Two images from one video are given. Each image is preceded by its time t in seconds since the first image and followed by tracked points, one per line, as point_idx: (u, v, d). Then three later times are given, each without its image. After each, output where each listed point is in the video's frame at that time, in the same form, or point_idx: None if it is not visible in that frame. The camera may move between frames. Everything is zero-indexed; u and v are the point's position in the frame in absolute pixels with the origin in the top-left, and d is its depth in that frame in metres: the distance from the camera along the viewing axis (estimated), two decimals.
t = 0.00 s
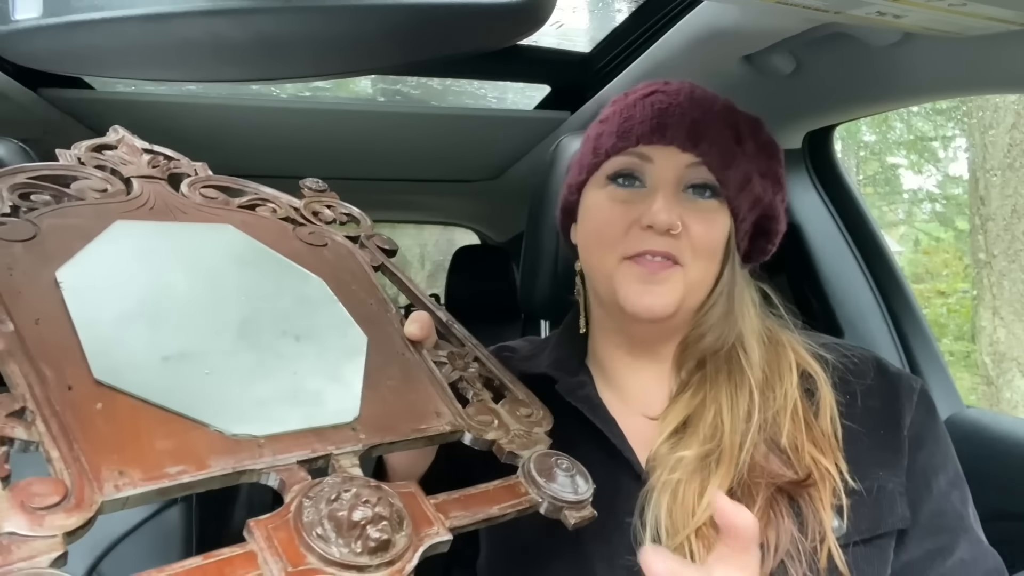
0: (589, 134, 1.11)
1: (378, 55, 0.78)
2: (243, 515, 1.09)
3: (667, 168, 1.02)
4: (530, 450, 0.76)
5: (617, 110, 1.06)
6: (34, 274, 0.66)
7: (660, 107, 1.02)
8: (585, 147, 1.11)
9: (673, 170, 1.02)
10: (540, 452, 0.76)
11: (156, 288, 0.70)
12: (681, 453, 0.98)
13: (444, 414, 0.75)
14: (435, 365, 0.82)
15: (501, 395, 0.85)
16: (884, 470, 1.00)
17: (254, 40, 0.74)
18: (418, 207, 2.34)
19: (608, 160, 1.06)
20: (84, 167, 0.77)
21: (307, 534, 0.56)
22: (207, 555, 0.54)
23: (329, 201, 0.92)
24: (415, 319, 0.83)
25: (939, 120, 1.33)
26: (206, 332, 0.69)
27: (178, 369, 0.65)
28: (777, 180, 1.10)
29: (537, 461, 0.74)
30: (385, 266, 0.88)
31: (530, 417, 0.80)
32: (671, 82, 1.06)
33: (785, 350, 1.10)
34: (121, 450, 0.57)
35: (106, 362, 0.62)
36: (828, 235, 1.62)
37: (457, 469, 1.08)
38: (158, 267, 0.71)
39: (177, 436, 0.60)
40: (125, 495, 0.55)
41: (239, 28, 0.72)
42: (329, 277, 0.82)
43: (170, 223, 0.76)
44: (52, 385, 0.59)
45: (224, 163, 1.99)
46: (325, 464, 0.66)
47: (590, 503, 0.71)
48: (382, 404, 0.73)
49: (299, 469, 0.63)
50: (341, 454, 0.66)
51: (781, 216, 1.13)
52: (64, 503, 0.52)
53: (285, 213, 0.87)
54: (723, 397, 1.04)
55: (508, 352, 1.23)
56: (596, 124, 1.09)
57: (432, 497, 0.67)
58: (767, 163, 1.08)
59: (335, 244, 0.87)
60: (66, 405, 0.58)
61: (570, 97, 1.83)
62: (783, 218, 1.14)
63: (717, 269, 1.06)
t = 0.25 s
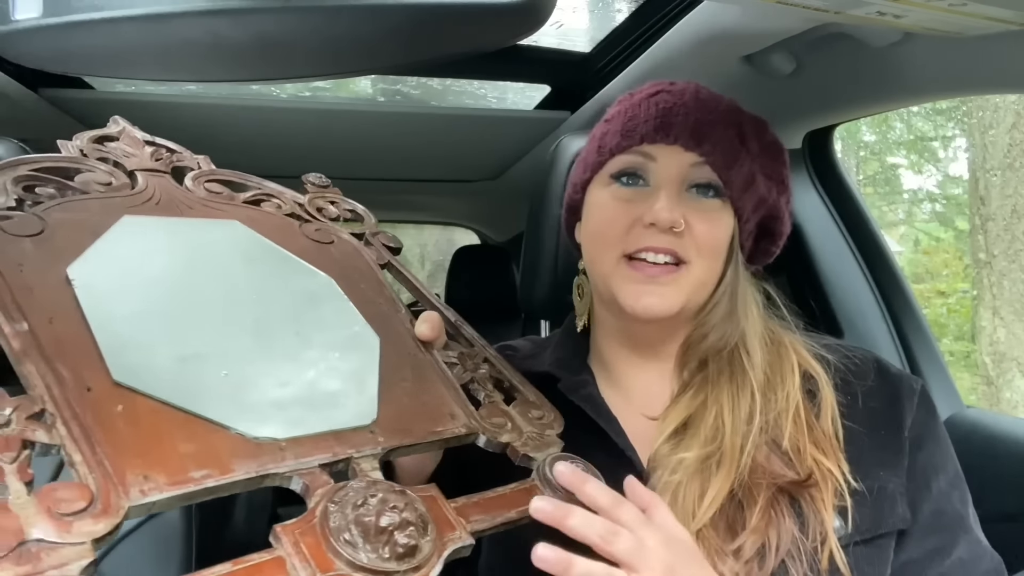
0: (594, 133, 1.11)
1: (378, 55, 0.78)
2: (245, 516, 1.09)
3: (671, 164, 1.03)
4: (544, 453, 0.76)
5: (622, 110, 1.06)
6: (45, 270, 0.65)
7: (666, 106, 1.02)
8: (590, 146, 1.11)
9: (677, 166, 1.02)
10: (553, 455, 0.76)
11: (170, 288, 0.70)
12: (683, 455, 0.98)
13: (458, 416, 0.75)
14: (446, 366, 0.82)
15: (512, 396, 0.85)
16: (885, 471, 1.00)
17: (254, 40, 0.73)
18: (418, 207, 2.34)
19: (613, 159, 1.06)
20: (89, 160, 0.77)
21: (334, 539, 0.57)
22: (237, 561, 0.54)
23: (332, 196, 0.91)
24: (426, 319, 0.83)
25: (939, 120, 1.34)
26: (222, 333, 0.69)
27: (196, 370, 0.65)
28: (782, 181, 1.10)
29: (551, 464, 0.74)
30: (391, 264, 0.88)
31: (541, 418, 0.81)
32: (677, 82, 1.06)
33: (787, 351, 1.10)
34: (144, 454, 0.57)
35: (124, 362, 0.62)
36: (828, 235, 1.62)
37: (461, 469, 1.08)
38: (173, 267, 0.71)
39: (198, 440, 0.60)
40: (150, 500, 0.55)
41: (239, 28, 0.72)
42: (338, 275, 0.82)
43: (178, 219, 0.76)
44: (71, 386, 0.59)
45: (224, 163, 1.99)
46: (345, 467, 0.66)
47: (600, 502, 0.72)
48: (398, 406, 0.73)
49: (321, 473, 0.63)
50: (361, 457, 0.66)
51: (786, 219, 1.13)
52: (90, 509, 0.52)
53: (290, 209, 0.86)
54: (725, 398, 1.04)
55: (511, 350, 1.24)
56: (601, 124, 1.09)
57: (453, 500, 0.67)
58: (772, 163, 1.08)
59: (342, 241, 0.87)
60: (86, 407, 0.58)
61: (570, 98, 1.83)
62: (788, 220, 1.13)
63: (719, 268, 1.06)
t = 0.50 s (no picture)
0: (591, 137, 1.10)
1: (379, 55, 0.78)
2: (245, 515, 1.09)
3: (671, 176, 1.02)
4: (551, 446, 0.77)
5: (619, 115, 1.05)
6: (53, 267, 0.65)
7: (665, 111, 1.01)
8: (587, 151, 1.11)
9: (677, 178, 1.02)
10: (561, 447, 0.77)
11: (181, 286, 0.70)
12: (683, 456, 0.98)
13: (466, 411, 0.76)
14: (450, 363, 0.83)
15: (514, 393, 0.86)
16: (886, 470, 1.00)
17: (254, 40, 0.73)
18: (418, 207, 2.35)
19: (612, 168, 1.06)
20: (83, 156, 0.77)
21: (362, 531, 0.56)
22: (268, 554, 0.53)
23: (325, 195, 0.92)
24: (427, 317, 0.84)
25: (939, 120, 1.33)
26: (234, 329, 0.69)
27: (209, 366, 0.65)
28: (781, 180, 1.10)
29: (560, 456, 0.74)
30: (389, 261, 0.89)
31: (545, 412, 0.81)
32: (673, 85, 1.06)
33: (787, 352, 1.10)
34: (167, 447, 0.57)
35: (138, 359, 0.62)
36: (828, 236, 1.62)
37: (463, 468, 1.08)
38: (185, 266, 0.71)
39: (220, 434, 0.60)
40: (179, 493, 0.54)
41: (239, 28, 0.72)
42: (340, 272, 0.82)
43: (179, 216, 0.76)
44: (89, 381, 0.58)
45: (224, 163, 1.99)
46: (363, 461, 0.66)
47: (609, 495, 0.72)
48: (408, 401, 0.73)
49: (341, 466, 0.63)
50: (378, 450, 0.66)
51: (785, 216, 1.13)
52: (119, 503, 0.51)
53: (286, 207, 0.86)
54: (727, 399, 1.04)
55: (512, 350, 1.24)
56: (596, 128, 1.09)
57: (469, 493, 0.67)
58: (771, 163, 1.07)
59: (339, 239, 0.87)
60: (106, 402, 0.58)
61: (570, 98, 1.83)
62: (787, 218, 1.13)
63: (722, 275, 1.06)
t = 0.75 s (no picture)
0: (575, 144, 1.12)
1: (379, 55, 0.78)
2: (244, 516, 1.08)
3: (648, 178, 1.02)
4: (545, 434, 0.77)
5: (598, 122, 1.07)
6: (57, 250, 0.65)
7: (637, 116, 1.02)
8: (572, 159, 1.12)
9: (654, 180, 1.02)
10: (554, 436, 0.77)
11: (183, 271, 0.70)
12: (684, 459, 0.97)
13: (460, 399, 0.76)
14: (446, 354, 0.82)
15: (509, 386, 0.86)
16: (889, 469, 1.00)
17: (254, 40, 0.73)
18: (418, 207, 2.34)
19: (591, 174, 1.07)
20: (87, 151, 0.77)
21: (357, 503, 0.57)
22: (264, 521, 0.55)
23: (324, 196, 0.92)
24: (423, 309, 0.84)
25: (939, 120, 1.33)
26: (234, 313, 0.69)
27: (210, 348, 0.65)
28: (774, 172, 1.08)
29: (554, 445, 0.75)
30: (386, 260, 0.89)
31: (540, 404, 0.82)
32: (651, 85, 1.06)
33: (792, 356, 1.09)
34: (166, 420, 0.58)
35: (141, 337, 0.62)
36: (829, 236, 1.62)
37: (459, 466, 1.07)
38: (186, 252, 0.71)
39: (218, 409, 0.61)
40: (177, 463, 0.55)
41: (239, 28, 0.72)
42: (337, 267, 0.83)
43: (181, 209, 0.76)
44: (90, 356, 0.58)
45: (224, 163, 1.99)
46: (359, 442, 0.66)
47: (604, 484, 0.73)
48: (404, 387, 0.73)
49: (337, 445, 0.64)
50: (373, 432, 0.67)
51: (783, 207, 1.11)
52: (118, 470, 0.53)
53: (286, 205, 0.87)
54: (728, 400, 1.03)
55: (513, 350, 1.24)
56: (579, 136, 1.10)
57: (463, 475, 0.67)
58: (760, 155, 1.06)
59: (337, 237, 0.87)
60: (107, 377, 0.58)
61: (570, 98, 1.83)
62: (786, 208, 1.12)
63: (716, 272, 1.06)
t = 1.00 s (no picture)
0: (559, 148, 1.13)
1: (379, 55, 0.78)
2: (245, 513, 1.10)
3: (624, 173, 1.02)
4: (529, 430, 0.77)
5: (578, 124, 1.08)
6: (43, 258, 0.65)
7: (614, 114, 1.02)
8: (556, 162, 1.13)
9: (631, 174, 1.02)
10: (538, 430, 0.77)
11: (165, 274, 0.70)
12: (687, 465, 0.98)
13: (444, 395, 0.76)
14: (434, 353, 0.82)
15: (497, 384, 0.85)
16: (892, 470, 1.00)
17: (254, 40, 0.73)
18: (418, 207, 2.35)
19: (571, 175, 1.08)
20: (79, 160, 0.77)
21: (326, 498, 0.57)
22: (231, 516, 0.55)
23: (320, 199, 0.92)
24: (411, 307, 0.84)
25: (939, 120, 1.33)
26: (215, 314, 0.69)
27: (190, 348, 0.65)
28: (755, 167, 1.08)
29: (538, 440, 0.75)
30: (378, 260, 0.89)
31: (526, 400, 0.81)
32: (630, 86, 1.06)
33: (789, 355, 1.10)
34: (138, 419, 0.58)
35: (118, 339, 0.62)
36: (828, 236, 1.62)
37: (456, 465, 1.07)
38: (169, 254, 0.72)
39: (193, 409, 0.61)
40: (146, 460, 0.55)
41: (239, 28, 0.72)
42: (326, 267, 0.82)
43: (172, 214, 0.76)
44: (67, 358, 0.59)
45: (224, 163, 1.98)
46: (336, 439, 0.66)
47: (589, 479, 0.73)
48: (385, 384, 0.73)
49: (311, 441, 0.64)
50: (350, 429, 0.67)
51: (769, 204, 1.11)
52: (87, 467, 0.53)
53: (279, 209, 0.86)
54: (727, 398, 1.03)
55: (512, 351, 1.23)
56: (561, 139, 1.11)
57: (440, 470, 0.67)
58: (739, 150, 1.06)
59: (329, 238, 0.87)
60: (82, 378, 0.58)
61: (570, 98, 1.83)
62: (772, 206, 1.12)
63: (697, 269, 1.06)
